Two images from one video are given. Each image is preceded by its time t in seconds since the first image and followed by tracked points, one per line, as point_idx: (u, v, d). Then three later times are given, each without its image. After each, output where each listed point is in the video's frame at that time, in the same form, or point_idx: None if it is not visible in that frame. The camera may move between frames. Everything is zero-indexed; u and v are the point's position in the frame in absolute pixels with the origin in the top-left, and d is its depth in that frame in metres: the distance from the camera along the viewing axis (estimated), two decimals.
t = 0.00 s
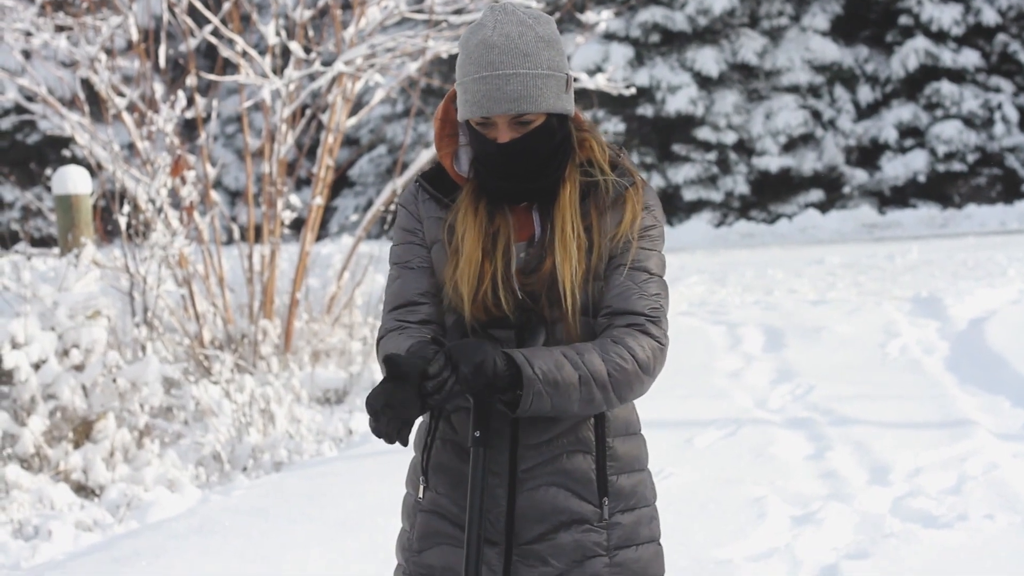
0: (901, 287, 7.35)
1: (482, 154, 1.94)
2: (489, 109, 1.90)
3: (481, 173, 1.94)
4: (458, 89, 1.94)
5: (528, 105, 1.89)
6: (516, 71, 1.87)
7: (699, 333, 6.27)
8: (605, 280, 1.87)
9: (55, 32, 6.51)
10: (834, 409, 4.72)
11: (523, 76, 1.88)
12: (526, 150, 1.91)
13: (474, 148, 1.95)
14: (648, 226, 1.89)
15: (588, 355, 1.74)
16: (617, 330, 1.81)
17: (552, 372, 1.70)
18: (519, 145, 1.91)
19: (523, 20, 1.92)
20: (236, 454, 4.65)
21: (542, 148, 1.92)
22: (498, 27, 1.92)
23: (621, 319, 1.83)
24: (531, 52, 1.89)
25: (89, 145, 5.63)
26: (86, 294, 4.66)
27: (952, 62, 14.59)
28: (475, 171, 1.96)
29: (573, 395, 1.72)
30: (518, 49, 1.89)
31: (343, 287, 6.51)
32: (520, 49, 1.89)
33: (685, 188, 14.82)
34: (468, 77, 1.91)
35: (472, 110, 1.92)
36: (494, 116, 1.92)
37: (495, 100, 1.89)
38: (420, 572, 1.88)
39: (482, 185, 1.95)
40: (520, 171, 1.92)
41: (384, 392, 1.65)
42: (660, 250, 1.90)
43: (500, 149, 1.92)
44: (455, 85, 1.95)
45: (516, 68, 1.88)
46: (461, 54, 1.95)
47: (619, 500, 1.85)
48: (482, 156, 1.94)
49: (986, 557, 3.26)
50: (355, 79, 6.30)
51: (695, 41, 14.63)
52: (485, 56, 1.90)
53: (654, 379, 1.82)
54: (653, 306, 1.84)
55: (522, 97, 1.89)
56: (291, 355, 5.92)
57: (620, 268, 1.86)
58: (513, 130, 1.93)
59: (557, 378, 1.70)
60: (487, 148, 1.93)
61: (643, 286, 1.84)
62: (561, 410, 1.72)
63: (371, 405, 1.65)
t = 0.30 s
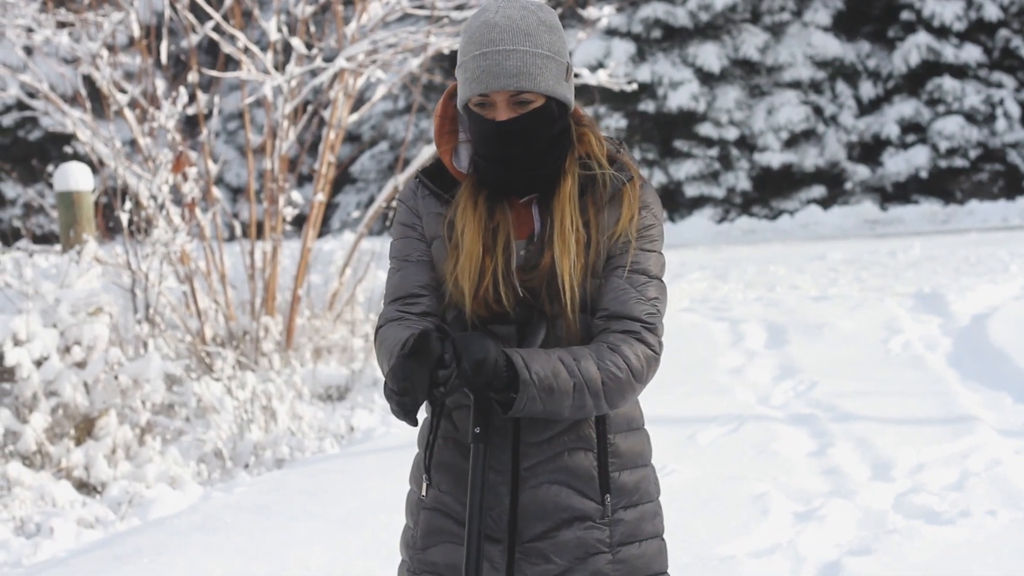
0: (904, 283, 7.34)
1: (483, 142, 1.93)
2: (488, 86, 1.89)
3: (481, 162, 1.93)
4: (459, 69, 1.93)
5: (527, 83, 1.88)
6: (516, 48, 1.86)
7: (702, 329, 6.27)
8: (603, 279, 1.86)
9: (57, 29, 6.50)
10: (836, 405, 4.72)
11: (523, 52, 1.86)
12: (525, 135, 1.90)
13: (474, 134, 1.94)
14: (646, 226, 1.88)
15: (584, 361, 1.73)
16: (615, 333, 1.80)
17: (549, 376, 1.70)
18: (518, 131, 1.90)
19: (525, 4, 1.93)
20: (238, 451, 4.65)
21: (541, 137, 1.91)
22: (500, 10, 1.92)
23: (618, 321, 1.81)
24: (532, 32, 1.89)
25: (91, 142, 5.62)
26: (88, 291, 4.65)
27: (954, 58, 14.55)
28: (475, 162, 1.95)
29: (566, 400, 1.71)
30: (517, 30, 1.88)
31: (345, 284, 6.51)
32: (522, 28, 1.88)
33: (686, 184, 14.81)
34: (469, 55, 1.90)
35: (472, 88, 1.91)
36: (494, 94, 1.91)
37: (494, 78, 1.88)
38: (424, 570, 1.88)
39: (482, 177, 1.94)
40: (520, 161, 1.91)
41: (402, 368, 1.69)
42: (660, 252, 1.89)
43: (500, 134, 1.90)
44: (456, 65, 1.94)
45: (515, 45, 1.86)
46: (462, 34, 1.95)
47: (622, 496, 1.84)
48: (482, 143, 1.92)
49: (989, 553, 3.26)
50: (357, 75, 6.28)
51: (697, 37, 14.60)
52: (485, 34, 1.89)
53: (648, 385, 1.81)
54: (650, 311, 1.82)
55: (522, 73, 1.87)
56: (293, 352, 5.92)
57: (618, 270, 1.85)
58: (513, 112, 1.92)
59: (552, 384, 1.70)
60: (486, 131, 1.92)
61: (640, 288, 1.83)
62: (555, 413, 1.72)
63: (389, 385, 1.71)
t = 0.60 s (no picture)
0: (904, 285, 7.34)
1: (479, 139, 1.93)
2: (482, 81, 1.89)
3: (476, 160, 1.93)
4: (453, 67, 1.93)
5: (521, 77, 1.88)
6: (509, 43, 1.87)
7: (703, 331, 6.28)
8: (600, 276, 1.87)
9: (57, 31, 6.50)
10: (836, 407, 4.72)
11: (516, 47, 1.87)
12: (520, 130, 1.90)
13: (469, 131, 1.94)
14: (642, 221, 1.89)
15: (581, 359, 1.73)
16: (612, 330, 1.80)
17: (545, 375, 1.69)
18: (513, 127, 1.90)
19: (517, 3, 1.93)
20: (239, 452, 4.65)
21: (535, 133, 1.91)
22: (492, 9, 1.92)
23: (615, 318, 1.81)
24: (525, 28, 1.89)
25: (92, 144, 5.62)
26: (89, 293, 4.66)
27: (955, 60, 14.54)
28: (471, 160, 1.95)
29: (562, 398, 1.71)
30: (509, 26, 1.89)
31: (345, 286, 6.51)
32: (514, 25, 1.89)
33: (687, 186, 14.82)
34: (463, 52, 1.90)
35: (466, 84, 1.91)
36: (488, 89, 1.91)
37: (488, 72, 1.88)
38: (425, 570, 1.88)
39: (478, 176, 1.94)
40: (516, 157, 1.91)
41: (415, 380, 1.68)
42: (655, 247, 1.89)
43: (495, 130, 1.91)
44: (450, 63, 1.94)
45: (508, 40, 1.87)
46: (454, 33, 1.95)
47: (621, 495, 1.85)
48: (478, 140, 1.92)
49: (990, 554, 3.26)
50: (357, 77, 6.28)
51: (697, 39, 14.61)
52: (478, 31, 1.89)
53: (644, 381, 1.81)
54: (646, 306, 1.83)
55: (515, 67, 1.88)
56: (293, 354, 5.92)
57: (615, 266, 1.86)
58: (507, 106, 1.92)
59: (549, 383, 1.69)
60: (480, 127, 1.92)
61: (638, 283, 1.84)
62: (551, 411, 1.72)
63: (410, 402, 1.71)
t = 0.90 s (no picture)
0: (902, 281, 7.34)
1: (473, 130, 1.92)
2: (478, 70, 1.89)
3: (470, 153, 1.92)
4: (447, 57, 1.92)
5: (517, 66, 1.88)
6: (505, 32, 1.86)
7: (700, 327, 6.28)
8: (594, 268, 1.87)
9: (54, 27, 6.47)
10: (834, 403, 4.72)
11: (512, 35, 1.86)
12: (515, 121, 1.90)
13: (463, 123, 1.93)
14: (636, 212, 1.89)
15: (577, 355, 1.73)
16: (608, 324, 1.80)
17: (545, 375, 1.69)
18: (508, 117, 1.90)
19: None
20: (236, 448, 4.65)
21: (529, 124, 1.91)
22: None
23: (611, 311, 1.82)
24: (519, 18, 1.89)
25: (89, 139, 5.61)
26: (85, 288, 4.65)
27: (952, 55, 14.55)
28: (463, 152, 1.94)
29: (562, 397, 1.71)
30: (503, 14, 1.89)
31: (343, 282, 6.50)
32: (508, 14, 1.89)
33: (685, 182, 14.82)
34: (457, 42, 1.89)
35: (461, 73, 1.90)
36: (483, 79, 1.91)
37: (485, 61, 1.88)
38: (427, 568, 1.88)
39: (472, 168, 1.93)
40: (510, 147, 1.91)
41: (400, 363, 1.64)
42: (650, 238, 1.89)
43: (490, 120, 1.90)
44: (443, 54, 1.93)
45: (503, 29, 1.87)
46: (447, 24, 1.94)
47: (621, 487, 1.84)
48: (472, 131, 1.92)
49: (987, 549, 3.26)
50: (355, 73, 6.27)
51: (695, 35, 14.60)
52: (473, 20, 1.88)
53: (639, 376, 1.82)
54: (642, 298, 1.83)
55: (512, 55, 1.87)
56: (291, 349, 5.92)
57: (611, 258, 1.85)
58: (502, 96, 1.92)
59: (549, 383, 1.69)
60: (476, 117, 1.92)
61: (631, 272, 1.83)
62: (551, 410, 1.71)
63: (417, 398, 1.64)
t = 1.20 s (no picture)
0: (908, 283, 7.32)
1: (486, 139, 1.92)
2: (497, 82, 1.89)
3: (480, 161, 1.93)
4: (464, 64, 1.92)
5: (537, 80, 1.89)
6: (526, 45, 1.87)
7: (706, 329, 6.27)
8: (604, 283, 1.88)
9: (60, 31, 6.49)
10: (839, 405, 4.72)
11: (533, 49, 1.87)
12: (530, 133, 1.90)
13: (477, 131, 1.94)
14: (647, 228, 1.90)
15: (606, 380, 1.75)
16: (621, 344, 1.84)
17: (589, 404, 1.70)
18: (523, 128, 1.90)
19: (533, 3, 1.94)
20: (242, 452, 4.65)
21: (542, 137, 1.91)
22: (507, 7, 1.93)
23: (624, 330, 1.85)
24: (540, 30, 1.90)
25: (95, 144, 5.62)
26: (92, 293, 4.66)
27: (957, 57, 14.52)
28: (474, 160, 1.95)
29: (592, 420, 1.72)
30: (525, 27, 1.90)
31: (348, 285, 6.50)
32: (530, 26, 1.90)
33: (690, 184, 14.83)
34: (478, 51, 1.89)
35: (479, 83, 1.90)
36: (502, 91, 1.91)
37: (503, 73, 1.88)
38: None
39: (480, 176, 1.94)
40: (520, 157, 1.91)
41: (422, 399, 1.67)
42: (660, 256, 1.91)
43: (504, 130, 1.90)
44: (461, 61, 1.93)
45: (524, 42, 1.87)
46: (467, 31, 1.95)
47: (621, 495, 1.84)
48: (486, 140, 1.92)
49: (993, 552, 3.25)
50: (360, 77, 6.27)
51: (700, 38, 14.60)
52: (494, 30, 1.89)
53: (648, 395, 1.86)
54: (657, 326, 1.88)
55: (532, 70, 1.88)
56: (297, 353, 5.96)
57: (624, 277, 1.87)
58: (519, 109, 1.92)
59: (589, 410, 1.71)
60: (491, 127, 1.92)
61: (638, 293, 1.87)
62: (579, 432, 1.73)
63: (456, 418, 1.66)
